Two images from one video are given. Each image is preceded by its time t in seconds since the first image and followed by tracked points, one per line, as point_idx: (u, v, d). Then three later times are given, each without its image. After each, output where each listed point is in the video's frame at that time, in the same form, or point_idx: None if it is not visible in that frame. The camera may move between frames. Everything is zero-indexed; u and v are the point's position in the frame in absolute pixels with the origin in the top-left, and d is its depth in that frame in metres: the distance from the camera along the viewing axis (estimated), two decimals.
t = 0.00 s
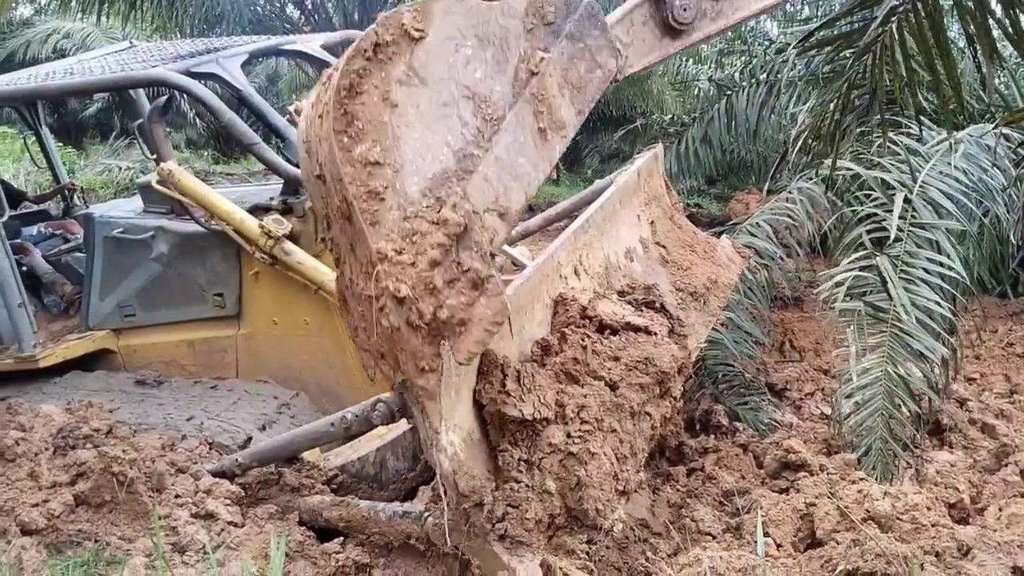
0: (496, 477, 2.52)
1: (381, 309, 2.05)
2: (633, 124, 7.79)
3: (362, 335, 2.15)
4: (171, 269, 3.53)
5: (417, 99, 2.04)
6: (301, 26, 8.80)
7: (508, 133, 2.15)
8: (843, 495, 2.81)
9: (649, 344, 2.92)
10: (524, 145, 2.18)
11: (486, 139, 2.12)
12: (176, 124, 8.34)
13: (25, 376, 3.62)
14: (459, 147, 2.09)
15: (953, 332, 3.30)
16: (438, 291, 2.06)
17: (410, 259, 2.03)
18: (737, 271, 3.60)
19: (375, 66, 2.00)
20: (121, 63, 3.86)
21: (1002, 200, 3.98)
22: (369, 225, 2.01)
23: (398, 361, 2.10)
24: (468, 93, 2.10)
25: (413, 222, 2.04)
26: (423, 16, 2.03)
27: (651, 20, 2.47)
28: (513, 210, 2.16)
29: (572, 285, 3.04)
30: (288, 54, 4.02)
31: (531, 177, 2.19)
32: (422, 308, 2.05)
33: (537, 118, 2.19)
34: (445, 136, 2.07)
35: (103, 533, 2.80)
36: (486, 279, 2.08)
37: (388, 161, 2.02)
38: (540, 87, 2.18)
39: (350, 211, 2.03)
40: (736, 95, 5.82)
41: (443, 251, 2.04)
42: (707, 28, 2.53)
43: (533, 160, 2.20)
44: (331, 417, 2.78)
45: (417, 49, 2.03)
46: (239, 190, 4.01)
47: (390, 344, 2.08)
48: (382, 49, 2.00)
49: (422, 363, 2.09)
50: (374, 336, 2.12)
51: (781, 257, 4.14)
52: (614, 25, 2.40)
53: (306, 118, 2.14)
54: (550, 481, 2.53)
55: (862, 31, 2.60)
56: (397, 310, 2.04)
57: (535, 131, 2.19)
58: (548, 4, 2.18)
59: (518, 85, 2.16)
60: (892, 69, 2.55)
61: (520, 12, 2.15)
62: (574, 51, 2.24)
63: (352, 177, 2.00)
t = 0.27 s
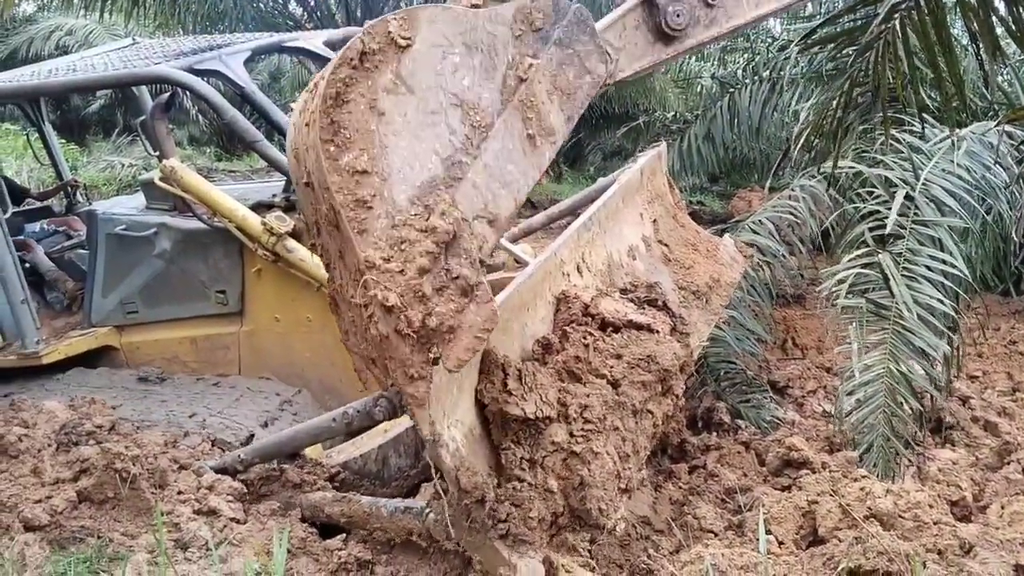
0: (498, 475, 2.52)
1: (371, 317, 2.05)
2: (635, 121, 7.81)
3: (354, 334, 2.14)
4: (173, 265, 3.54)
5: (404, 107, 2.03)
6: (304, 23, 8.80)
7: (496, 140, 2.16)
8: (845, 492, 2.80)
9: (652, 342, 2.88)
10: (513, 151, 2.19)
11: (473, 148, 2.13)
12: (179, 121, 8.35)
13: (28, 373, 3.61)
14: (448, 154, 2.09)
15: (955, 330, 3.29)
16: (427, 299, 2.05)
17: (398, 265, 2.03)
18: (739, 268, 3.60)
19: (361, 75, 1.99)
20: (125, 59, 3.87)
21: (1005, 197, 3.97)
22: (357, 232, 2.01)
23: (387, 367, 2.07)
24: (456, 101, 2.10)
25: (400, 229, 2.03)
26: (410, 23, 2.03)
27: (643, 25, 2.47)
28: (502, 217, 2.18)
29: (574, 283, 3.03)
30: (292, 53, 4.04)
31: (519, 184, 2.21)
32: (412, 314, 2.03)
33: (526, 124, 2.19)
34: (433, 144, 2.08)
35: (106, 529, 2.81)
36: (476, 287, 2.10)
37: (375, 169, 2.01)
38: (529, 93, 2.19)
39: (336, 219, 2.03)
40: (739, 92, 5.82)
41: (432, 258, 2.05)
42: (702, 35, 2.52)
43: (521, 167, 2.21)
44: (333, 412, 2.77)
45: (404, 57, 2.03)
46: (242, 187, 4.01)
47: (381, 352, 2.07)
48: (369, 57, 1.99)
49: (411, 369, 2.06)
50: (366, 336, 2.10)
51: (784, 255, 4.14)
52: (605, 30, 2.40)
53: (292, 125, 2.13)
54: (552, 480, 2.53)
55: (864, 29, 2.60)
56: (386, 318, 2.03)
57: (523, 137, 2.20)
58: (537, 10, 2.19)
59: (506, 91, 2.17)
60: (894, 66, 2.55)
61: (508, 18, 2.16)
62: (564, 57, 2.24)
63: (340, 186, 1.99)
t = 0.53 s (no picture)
0: (501, 481, 2.53)
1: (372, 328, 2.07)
2: (636, 119, 7.81)
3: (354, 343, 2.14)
4: (174, 263, 3.53)
5: (398, 117, 2.05)
6: (304, 21, 8.79)
7: (492, 146, 2.16)
8: (846, 490, 2.79)
9: (653, 342, 2.88)
10: (509, 157, 2.19)
11: (471, 152, 2.14)
12: (180, 118, 8.35)
13: (29, 370, 3.62)
14: (444, 162, 2.10)
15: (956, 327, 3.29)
16: (428, 309, 2.07)
17: (397, 276, 2.05)
18: (740, 264, 3.60)
19: (355, 86, 2.02)
20: (126, 58, 3.86)
21: (1007, 196, 3.96)
22: (356, 244, 2.04)
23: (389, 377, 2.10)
24: (450, 108, 2.11)
25: (399, 239, 2.06)
26: (402, 33, 2.05)
27: (639, 27, 2.48)
28: (500, 223, 2.19)
29: (575, 282, 3.03)
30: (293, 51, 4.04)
31: (516, 190, 2.20)
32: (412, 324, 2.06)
33: (521, 130, 2.19)
34: (429, 152, 2.09)
35: (106, 527, 2.82)
36: (476, 294, 2.12)
37: (372, 180, 2.04)
38: (523, 98, 2.18)
39: (336, 231, 2.06)
40: (739, 91, 5.82)
41: (431, 267, 2.06)
42: (698, 38, 2.53)
43: (518, 173, 2.20)
44: (335, 414, 2.76)
45: (397, 67, 2.04)
46: (242, 185, 4.01)
47: (383, 362, 2.10)
48: (362, 68, 2.02)
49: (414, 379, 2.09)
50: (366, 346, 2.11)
51: (785, 252, 4.13)
52: (598, 33, 2.41)
53: (289, 135, 2.15)
54: (555, 484, 2.53)
55: (865, 28, 2.60)
56: (387, 329, 2.06)
57: (520, 142, 2.20)
58: (529, 15, 2.18)
59: (500, 98, 2.17)
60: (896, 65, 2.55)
61: (501, 24, 2.16)
62: (558, 62, 2.23)
63: (337, 199, 2.02)
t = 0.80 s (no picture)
0: (501, 481, 2.53)
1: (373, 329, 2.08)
2: (636, 117, 7.81)
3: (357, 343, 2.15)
4: (173, 261, 3.53)
5: (397, 116, 2.06)
6: (304, 19, 8.79)
7: (491, 144, 2.17)
8: (846, 488, 2.78)
9: (653, 341, 2.89)
10: (507, 155, 2.20)
11: (468, 152, 2.14)
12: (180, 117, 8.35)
13: (29, 368, 3.62)
14: (443, 161, 2.11)
15: (955, 325, 3.30)
16: (430, 309, 2.09)
17: (398, 276, 2.06)
18: (740, 264, 3.60)
19: (352, 85, 2.01)
20: (125, 56, 3.86)
21: (1006, 194, 3.96)
22: (356, 244, 2.04)
23: (388, 375, 2.13)
24: (448, 107, 2.11)
25: (399, 239, 2.07)
26: (399, 33, 2.04)
27: (636, 23, 2.48)
28: (500, 221, 2.19)
29: (575, 282, 3.03)
30: (292, 49, 4.04)
31: (516, 187, 2.22)
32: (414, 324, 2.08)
33: (520, 127, 2.21)
34: (428, 151, 2.10)
35: (106, 525, 2.82)
36: (476, 293, 2.12)
37: (372, 180, 2.04)
38: (521, 95, 2.20)
39: (335, 231, 2.05)
40: (739, 89, 5.82)
41: (432, 267, 2.08)
42: (697, 34, 2.52)
43: (517, 170, 2.22)
44: (335, 414, 2.73)
45: (395, 66, 2.04)
46: (242, 183, 4.00)
47: (383, 362, 2.11)
48: (360, 68, 2.01)
49: (416, 380, 2.11)
50: (370, 346, 2.12)
51: (784, 250, 4.13)
52: (596, 29, 2.42)
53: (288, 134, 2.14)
54: (555, 484, 2.54)
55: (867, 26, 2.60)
56: (388, 330, 2.07)
57: (516, 140, 2.21)
58: (525, 12, 2.20)
59: (498, 95, 2.18)
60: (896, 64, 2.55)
61: (497, 21, 2.18)
62: (555, 59, 2.25)
63: (338, 200, 2.02)
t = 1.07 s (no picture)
0: (500, 479, 2.53)
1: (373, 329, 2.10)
2: (635, 115, 7.81)
3: (357, 342, 2.18)
4: (172, 259, 3.53)
5: (397, 116, 2.06)
6: (303, 16, 8.78)
7: (490, 143, 2.17)
8: (843, 487, 2.80)
9: (652, 340, 2.90)
10: (507, 154, 2.20)
11: (468, 152, 2.14)
12: (179, 114, 8.35)
13: (28, 366, 3.62)
14: (443, 160, 2.12)
15: (954, 323, 3.30)
16: (428, 307, 2.10)
17: (399, 276, 2.07)
18: (739, 262, 3.60)
19: (352, 85, 2.01)
20: (124, 53, 3.86)
21: (1005, 192, 3.96)
22: (356, 244, 2.05)
23: (389, 375, 2.14)
24: (448, 107, 2.11)
25: (400, 239, 2.08)
26: (399, 32, 2.05)
27: (636, 22, 2.48)
28: (499, 221, 2.19)
29: (575, 280, 3.03)
30: (291, 46, 4.04)
31: (515, 186, 2.22)
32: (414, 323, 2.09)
33: (520, 127, 2.21)
34: (428, 151, 2.10)
35: (105, 523, 2.82)
36: (476, 292, 2.13)
37: (372, 179, 2.04)
38: (521, 94, 2.20)
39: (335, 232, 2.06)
40: (739, 87, 5.82)
41: (432, 266, 2.09)
42: (697, 32, 2.52)
43: (517, 170, 2.22)
44: (335, 413, 2.73)
45: (395, 66, 2.04)
46: (242, 181, 4.00)
47: (386, 362, 2.13)
48: (359, 68, 2.01)
49: (416, 379, 2.13)
50: (370, 346, 2.14)
51: (783, 248, 4.13)
52: (595, 28, 2.42)
53: (287, 133, 2.14)
54: (554, 482, 2.53)
55: (868, 24, 2.60)
56: (389, 330, 2.09)
57: (516, 141, 2.21)
58: (525, 12, 2.20)
59: (498, 94, 2.18)
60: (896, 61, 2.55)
61: (496, 21, 2.17)
62: (555, 58, 2.24)
63: (337, 199, 2.03)
